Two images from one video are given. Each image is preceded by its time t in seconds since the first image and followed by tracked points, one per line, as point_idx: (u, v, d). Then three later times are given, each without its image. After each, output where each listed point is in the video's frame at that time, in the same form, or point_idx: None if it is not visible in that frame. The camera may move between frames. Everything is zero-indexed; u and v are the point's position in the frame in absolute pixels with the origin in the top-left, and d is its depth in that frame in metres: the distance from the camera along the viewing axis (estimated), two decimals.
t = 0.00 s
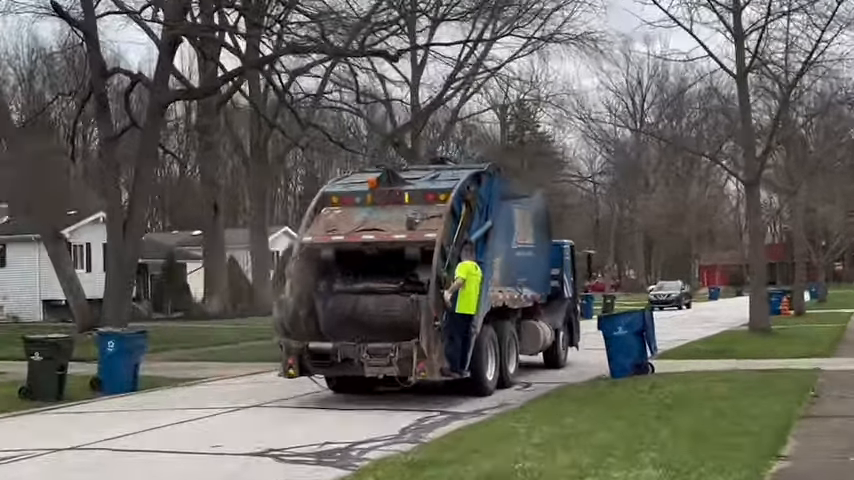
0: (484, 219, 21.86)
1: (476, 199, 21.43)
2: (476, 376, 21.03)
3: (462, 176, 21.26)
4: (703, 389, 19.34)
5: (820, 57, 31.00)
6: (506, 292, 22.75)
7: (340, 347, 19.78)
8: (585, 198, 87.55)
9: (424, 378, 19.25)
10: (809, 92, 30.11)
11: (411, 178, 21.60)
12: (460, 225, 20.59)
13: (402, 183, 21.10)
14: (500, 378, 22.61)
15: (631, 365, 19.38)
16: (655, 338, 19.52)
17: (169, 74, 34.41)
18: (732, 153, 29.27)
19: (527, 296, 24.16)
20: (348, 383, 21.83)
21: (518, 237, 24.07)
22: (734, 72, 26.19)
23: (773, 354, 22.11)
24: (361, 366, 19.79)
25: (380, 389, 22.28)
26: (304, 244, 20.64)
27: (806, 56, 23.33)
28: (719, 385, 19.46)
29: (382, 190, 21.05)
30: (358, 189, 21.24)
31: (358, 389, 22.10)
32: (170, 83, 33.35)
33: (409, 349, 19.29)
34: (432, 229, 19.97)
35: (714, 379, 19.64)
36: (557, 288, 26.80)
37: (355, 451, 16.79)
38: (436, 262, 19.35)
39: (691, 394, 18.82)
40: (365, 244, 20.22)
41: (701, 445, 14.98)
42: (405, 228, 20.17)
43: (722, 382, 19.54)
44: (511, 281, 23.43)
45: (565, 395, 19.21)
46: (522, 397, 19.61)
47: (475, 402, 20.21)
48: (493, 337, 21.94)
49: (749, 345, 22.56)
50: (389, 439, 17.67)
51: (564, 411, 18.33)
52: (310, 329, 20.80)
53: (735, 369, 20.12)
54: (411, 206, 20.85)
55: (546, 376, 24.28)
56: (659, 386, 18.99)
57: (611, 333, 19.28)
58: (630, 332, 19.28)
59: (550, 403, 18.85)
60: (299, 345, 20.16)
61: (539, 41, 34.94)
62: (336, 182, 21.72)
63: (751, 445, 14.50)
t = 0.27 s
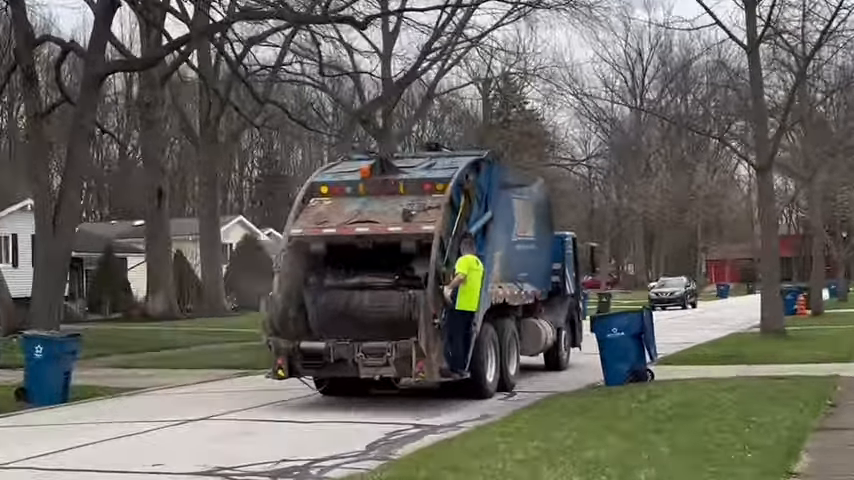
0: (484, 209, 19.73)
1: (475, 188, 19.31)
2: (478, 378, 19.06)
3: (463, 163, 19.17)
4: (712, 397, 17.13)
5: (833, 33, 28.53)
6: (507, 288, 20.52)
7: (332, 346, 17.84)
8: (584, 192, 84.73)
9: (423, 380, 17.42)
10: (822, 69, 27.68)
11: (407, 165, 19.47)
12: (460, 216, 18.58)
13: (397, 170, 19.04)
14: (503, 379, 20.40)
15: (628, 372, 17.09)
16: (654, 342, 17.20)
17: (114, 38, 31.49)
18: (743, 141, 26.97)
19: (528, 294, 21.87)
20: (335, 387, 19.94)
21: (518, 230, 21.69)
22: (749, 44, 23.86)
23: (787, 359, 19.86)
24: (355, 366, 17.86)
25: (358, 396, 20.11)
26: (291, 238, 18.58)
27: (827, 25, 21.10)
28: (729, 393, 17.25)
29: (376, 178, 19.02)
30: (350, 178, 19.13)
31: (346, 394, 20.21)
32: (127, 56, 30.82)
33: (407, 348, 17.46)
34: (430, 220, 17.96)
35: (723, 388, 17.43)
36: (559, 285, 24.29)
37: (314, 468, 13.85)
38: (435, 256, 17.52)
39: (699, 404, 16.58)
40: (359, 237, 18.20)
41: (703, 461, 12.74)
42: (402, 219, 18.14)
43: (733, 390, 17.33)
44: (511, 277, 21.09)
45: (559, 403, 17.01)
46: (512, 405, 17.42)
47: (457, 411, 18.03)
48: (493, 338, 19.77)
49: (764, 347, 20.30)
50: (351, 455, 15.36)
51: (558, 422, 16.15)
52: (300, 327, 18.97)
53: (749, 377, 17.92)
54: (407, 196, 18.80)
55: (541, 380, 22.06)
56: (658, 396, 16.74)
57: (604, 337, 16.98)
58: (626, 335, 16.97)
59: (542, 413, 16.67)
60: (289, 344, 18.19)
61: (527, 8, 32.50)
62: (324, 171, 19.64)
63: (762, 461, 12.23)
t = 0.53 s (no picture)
0: (489, 197, 16.87)
1: (478, 175, 16.52)
2: (480, 386, 16.22)
3: (464, 145, 16.40)
4: (741, 413, 14.40)
5: None
6: (511, 285, 17.67)
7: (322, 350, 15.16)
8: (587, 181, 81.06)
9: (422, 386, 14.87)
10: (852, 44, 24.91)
11: (402, 147, 16.69)
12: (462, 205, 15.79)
13: (391, 153, 16.27)
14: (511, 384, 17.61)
15: (632, 386, 14.55)
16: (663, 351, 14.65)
17: None
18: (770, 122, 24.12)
19: (535, 291, 18.99)
20: (323, 394, 17.21)
21: (523, 221, 18.57)
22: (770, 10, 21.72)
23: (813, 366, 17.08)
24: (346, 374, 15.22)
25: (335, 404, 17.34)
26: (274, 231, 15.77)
27: None
28: (761, 407, 14.49)
29: (367, 162, 16.19)
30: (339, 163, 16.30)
31: (336, 402, 17.48)
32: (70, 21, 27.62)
33: (406, 352, 14.86)
34: (429, 210, 15.24)
35: (751, 400, 14.65)
36: (568, 284, 21.16)
37: None
38: (434, 249, 14.85)
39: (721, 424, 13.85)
40: (352, 230, 15.45)
41: None
42: (398, 209, 15.40)
43: (764, 403, 14.56)
44: (516, 275, 18.16)
45: (562, 421, 14.28)
46: (507, 421, 14.71)
47: (449, 422, 15.31)
48: (498, 340, 16.90)
49: (796, 353, 17.62)
50: None
51: (558, 442, 13.41)
52: (282, 329, 15.94)
53: (780, 381, 15.14)
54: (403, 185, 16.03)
55: (545, 387, 19.21)
56: (670, 420, 13.99)
57: (603, 346, 14.46)
58: (629, 343, 14.43)
59: (547, 431, 13.95)
60: (274, 349, 15.45)
61: None
62: (307, 153, 16.84)
63: None
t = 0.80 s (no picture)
0: (489, 188, 15.89)
1: (481, 164, 15.60)
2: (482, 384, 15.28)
3: (465, 134, 15.49)
4: (743, 420, 13.22)
5: None
6: (511, 279, 16.63)
7: (317, 345, 14.35)
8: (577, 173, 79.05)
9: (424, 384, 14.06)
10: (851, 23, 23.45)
11: (401, 136, 15.82)
12: (464, 197, 14.93)
13: (389, 142, 15.39)
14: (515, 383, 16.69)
15: (622, 389, 13.37)
16: (656, 351, 13.51)
17: None
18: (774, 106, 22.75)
19: (536, 286, 17.89)
20: (323, 393, 15.92)
21: (524, 212, 17.47)
22: None
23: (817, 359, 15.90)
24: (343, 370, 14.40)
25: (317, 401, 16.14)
26: (268, 224, 15.01)
27: None
28: (763, 413, 13.31)
29: (365, 151, 15.31)
30: (337, 151, 15.44)
31: (335, 401, 16.19)
32: None
33: (408, 347, 14.08)
34: (430, 202, 14.45)
35: (752, 405, 13.45)
36: (568, 278, 19.92)
37: None
38: (436, 241, 14.07)
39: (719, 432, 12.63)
40: (348, 222, 14.65)
41: None
42: (397, 201, 14.61)
43: (766, 409, 13.36)
44: (517, 268, 17.12)
45: (553, 427, 13.12)
46: (494, 425, 13.54)
47: (437, 422, 14.20)
48: (498, 337, 15.86)
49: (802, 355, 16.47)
50: None
51: (543, 451, 12.28)
52: (276, 324, 15.39)
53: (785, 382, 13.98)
54: (401, 174, 15.16)
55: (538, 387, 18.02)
56: (662, 430, 12.75)
57: (593, 347, 13.26)
58: (620, 343, 13.29)
59: (532, 437, 12.80)
60: (269, 344, 14.71)
61: None
62: (302, 142, 15.96)
63: None
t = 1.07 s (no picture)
0: (493, 177, 14.75)
1: (485, 152, 14.50)
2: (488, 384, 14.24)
3: (467, 120, 14.40)
4: (755, 430, 11.79)
5: None
6: (516, 273, 15.32)
7: (316, 342, 13.36)
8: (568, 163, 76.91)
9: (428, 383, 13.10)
10: None
11: (399, 122, 14.72)
12: (468, 187, 13.83)
13: (389, 129, 14.29)
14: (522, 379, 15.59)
15: (619, 397, 12.07)
16: (654, 355, 12.27)
17: None
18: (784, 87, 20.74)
19: (541, 281, 16.46)
20: (319, 392, 14.74)
21: (528, 203, 16.17)
22: None
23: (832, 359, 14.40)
24: (343, 369, 13.42)
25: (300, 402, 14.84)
26: (263, 216, 13.87)
27: None
28: (775, 422, 11.89)
29: (362, 139, 14.17)
30: (334, 138, 14.29)
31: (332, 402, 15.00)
32: None
33: (411, 345, 13.13)
34: (433, 192, 13.39)
35: (761, 414, 12.01)
36: (574, 272, 18.28)
37: None
38: (440, 234, 13.06)
39: (724, 446, 11.18)
40: (347, 212, 13.58)
41: None
42: (399, 190, 13.53)
43: (776, 418, 11.92)
44: (523, 263, 15.85)
45: (545, 441, 11.74)
46: (482, 436, 12.18)
47: (426, 428, 12.93)
48: (503, 335, 14.69)
49: (818, 357, 15.02)
50: None
51: (534, 461, 10.86)
52: (273, 321, 14.13)
53: (799, 390, 12.54)
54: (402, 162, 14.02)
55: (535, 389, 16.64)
56: (659, 443, 11.30)
57: (584, 350, 11.97)
58: (616, 346, 12.03)
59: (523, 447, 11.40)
60: (265, 342, 13.65)
61: None
62: (297, 127, 14.80)
63: None
